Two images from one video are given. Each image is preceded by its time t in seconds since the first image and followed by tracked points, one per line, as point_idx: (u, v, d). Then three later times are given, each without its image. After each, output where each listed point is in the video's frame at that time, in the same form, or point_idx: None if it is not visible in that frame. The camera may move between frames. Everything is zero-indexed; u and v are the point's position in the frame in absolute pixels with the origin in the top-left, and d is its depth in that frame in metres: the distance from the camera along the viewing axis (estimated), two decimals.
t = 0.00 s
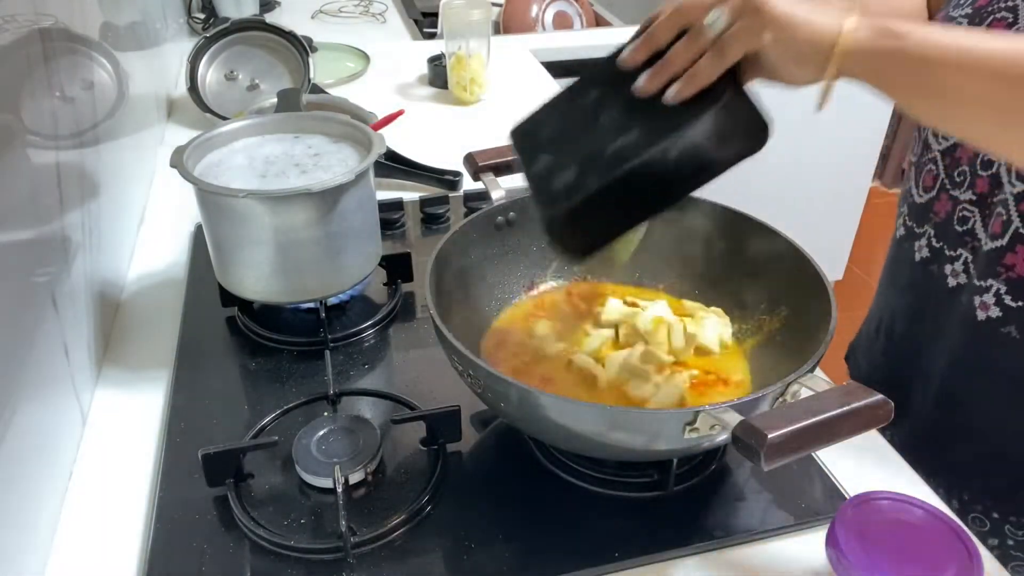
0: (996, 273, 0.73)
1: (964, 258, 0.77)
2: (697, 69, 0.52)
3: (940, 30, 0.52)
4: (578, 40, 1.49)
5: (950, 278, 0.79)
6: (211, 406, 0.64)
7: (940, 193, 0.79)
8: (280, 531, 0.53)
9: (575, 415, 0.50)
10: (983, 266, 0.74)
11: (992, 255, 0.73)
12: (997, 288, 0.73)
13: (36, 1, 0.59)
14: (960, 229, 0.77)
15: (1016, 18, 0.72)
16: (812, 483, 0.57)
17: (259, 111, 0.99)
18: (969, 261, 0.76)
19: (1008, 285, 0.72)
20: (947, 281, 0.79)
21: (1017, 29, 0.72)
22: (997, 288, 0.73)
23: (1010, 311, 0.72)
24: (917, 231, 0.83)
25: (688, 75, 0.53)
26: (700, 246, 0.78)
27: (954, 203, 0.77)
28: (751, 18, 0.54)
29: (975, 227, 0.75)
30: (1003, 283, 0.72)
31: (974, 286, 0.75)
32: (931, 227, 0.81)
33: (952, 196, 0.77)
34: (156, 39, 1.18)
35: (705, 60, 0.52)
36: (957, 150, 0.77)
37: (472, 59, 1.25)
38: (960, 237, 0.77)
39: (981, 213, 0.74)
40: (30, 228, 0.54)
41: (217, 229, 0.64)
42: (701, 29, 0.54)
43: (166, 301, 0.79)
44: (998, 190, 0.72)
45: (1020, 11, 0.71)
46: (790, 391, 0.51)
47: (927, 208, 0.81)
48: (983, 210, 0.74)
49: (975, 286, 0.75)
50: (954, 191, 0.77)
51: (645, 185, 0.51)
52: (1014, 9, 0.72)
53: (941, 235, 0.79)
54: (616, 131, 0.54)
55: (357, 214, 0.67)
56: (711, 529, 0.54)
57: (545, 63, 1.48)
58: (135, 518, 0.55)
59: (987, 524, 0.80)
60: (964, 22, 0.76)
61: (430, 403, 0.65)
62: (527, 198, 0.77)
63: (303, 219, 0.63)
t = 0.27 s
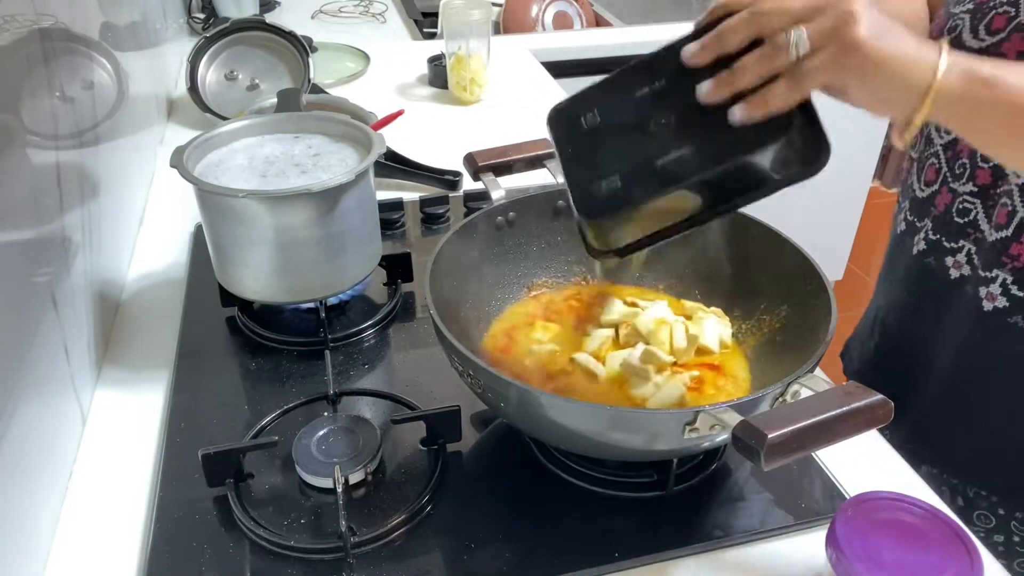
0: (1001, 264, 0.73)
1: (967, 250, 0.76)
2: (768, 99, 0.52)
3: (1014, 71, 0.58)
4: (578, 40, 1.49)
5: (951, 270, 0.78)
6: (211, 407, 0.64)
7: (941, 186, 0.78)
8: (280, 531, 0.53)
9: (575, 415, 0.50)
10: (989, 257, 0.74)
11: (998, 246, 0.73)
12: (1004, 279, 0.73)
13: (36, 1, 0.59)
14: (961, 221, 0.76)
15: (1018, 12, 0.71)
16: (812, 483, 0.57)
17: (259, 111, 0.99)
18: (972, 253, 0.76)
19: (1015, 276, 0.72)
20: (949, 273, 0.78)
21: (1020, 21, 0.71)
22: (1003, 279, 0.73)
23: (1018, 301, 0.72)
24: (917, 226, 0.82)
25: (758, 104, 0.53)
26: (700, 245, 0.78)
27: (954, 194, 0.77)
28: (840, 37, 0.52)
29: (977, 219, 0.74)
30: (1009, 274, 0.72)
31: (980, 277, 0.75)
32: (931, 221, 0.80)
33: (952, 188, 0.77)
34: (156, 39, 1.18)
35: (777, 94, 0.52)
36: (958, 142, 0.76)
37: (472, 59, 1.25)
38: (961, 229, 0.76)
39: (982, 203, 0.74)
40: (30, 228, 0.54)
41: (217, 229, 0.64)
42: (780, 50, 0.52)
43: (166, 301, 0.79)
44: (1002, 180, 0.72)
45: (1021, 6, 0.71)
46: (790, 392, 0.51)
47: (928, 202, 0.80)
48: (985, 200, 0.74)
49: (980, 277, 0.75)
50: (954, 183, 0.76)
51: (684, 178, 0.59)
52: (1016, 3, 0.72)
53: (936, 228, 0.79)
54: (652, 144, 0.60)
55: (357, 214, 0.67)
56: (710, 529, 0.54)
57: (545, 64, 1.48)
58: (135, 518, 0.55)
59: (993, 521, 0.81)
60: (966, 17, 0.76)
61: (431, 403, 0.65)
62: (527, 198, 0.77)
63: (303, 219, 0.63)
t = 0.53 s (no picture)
0: (1018, 268, 0.73)
1: (982, 253, 0.76)
2: (778, 143, 0.49)
3: None
4: (578, 40, 1.49)
5: (967, 274, 0.78)
6: (211, 407, 0.64)
7: (951, 190, 0.79)
8: (281, 531, 0.53)
9: (575, 415, 0.50)
10: (1005, 260, 0.74)
11: (1014, 250, 0.73)
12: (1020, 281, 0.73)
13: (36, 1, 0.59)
14: (975, 225, 0.76)
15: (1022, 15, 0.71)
16: (812, 483, 0.57)
17: (259, 111, 0.99)
18: (988, 256, 0.76)
19: None
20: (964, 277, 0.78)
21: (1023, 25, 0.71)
22: (1021, 283, 0.73)
23: None
24: (927, 230, 0.82)
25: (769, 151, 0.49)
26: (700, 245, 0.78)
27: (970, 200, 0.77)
28: (851, 78, 0.48)
29: (992, 222, 0.75)
30: None
31: (998, 281, 0.75)
32: (941, 225, 0.80)
33: (964, 192, 0.77)
34: (156, 38, 1.18)
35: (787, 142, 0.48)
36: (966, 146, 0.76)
37: (472, 59, 1.25)
38: (975, 232, 0.76)
39: (996, 207, 0.74)
40: (30, 228, 0.54)
41: (217, 229, 0.64)
42: (787, 93, 0.48)
43: (166, 301, 0.79)
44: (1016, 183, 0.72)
45: None
46: (790, 392, 0.51)
47: (937, 206, 0.81)
48: (999, 203, 0.74)
49: (997, 281, 0.75)
50: (965, 187, 0.77)
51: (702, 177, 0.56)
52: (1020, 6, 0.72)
53: (950, 232, 0.79)
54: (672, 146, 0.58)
55: (357, 215, 0.67)
56: (710, 529, 0.54)
57: (545, 64, 1.48)
58: (135, 518, 0.55)
59: (1011, 521, 0.82)
60: (968, 21, 0.77)
61: (431, 403, 0.65)
62: (526, 198, 0.77)
63: (304, 219, 0.63)
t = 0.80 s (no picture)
0: (1018, 266, 0.73)
1: (984, 252, 0.76)
2: (762, 180, 0.49)
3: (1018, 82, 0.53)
4: (578, 41, 1.49)
5: (971, 273, 0.78)
6: (211, 407, 0.64)
7: (951, 189, 0.79)
8: (281, 531, 0.53)
9: (575, 415, 0.50)
10: (1006, 259, 0.74)
11: (1014, 248, 0.73)
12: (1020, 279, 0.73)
13: (36, 1, 0.59)
14: (977, 224, 0.77)
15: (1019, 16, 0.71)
16: (812, 483, 0.57)
17: (259, 111, 0.99)
18: (990, 255, 0.76)
19: None
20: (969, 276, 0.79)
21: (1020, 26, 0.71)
22: (1022, 281, 0.73)
23: None
24: (929, 229, 0.83)
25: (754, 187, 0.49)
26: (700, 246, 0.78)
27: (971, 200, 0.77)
28: (830, 121, 0.46)
29: (994, 221, 0.75)
30: None
31: (998, 279, 0.75)
32: (942, 225, 0.81)
33: (964, 192, 0.77)
34: (156, 38, 1.18)
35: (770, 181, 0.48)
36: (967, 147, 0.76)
37: (472, 59, 1.25)
38: (978, 231, 0.77)
39: (996, 206, 0.74)
40: (30, 228, 0.54)
41: (217, 229, 0.64)
42: (759, 138, 0.47)
43: (166, 301, 0.79)
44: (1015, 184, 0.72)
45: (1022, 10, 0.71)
46: (790, 392, 0.51)
47: (938, 206, 0.81)
48: (1000, 202, 0.74)
49: (998, 279, 0.75)
50: (965, 187, 0.77)
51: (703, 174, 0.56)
52: (1017, 8, 0.72)
53: (953, 232, 0.79)
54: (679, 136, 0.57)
55: (357, 215, 0.67)
56: (710, 529, 0.54)
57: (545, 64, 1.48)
58: (135, 518, 0.55)
59: (1016, 521, 0.80)
60: (967, 23, 0.77)
61: (431, 403, 0.65)
62: (527, 198, 0.77)
63: (304, 219, 0.63)
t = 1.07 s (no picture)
0: (1018, 269, 0.73)
1: (984, 255, 0.76)
2: (754, 161, 0.49)
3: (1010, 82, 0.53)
4: (577, 41, 1.49)
5: (971, 275, 0.78)
6: (211, 407, 0.64)
7: (953, 193, 0.79)
8: (281, 531, 0.53)
9: (575, 415, 0.50)
10: (1006, 261, 0.74)
11: (1015, 251, 0.73)
12: (1020, 282, 0.73)
13: (36, 1, 0.59)
14: (978, 226, 0.77)
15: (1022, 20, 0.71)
16: (812, 483, 0.57)
17: (259, 111, 0.99)
18: (990, 257, 0.76)
19: None
20: (969, 279, 0.79)
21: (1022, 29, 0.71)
22: (1021, 283, 0.73)
23: None
24: (931, 232, 0.83)
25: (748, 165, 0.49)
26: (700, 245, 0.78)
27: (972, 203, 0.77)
28: (820, 100, 0.46)
29: (994, 223, 0.75)
30: None
31: (998, 282, 0.75)
32: (946, 227, 0.80)
33: (965, 195, 0.77)
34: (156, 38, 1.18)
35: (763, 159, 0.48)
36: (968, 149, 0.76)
37: (472, 59, 1.25)
38: (979, 233, 0.77)
39: (997, 209, 0.74)
40: (30, 228, 0.54)
41: (217, 229, 0.64)
42: (753, 114, 0.46)
43: (166, 301, 0.79)
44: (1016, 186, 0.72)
45: None
46: (790, 392, 0.51)
47: (940, 208, 0.81)
48: (1000, 205, 0.74)
49: (997, 282, 0.75)
50: (967, 190, 0.77)
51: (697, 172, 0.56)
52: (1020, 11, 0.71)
53: (955, 234, 0.79)
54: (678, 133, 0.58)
55: (357, 215, 0.67)
56: (710, 529, 0.54)
57: (545, 64, 1.48)
58: (135, 518, 0.55)
59: (1015, 521, 0.81)
60: (968, 26, 0.76)
61: (431, 403, 0.65)
62: (527, 198, 0.77)
63: (304, 219, 0.63)
